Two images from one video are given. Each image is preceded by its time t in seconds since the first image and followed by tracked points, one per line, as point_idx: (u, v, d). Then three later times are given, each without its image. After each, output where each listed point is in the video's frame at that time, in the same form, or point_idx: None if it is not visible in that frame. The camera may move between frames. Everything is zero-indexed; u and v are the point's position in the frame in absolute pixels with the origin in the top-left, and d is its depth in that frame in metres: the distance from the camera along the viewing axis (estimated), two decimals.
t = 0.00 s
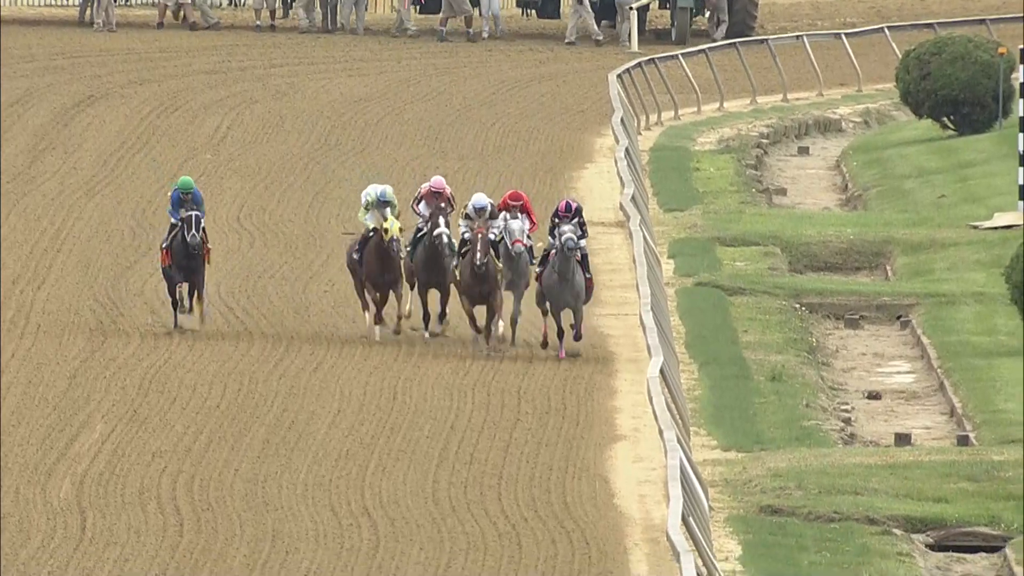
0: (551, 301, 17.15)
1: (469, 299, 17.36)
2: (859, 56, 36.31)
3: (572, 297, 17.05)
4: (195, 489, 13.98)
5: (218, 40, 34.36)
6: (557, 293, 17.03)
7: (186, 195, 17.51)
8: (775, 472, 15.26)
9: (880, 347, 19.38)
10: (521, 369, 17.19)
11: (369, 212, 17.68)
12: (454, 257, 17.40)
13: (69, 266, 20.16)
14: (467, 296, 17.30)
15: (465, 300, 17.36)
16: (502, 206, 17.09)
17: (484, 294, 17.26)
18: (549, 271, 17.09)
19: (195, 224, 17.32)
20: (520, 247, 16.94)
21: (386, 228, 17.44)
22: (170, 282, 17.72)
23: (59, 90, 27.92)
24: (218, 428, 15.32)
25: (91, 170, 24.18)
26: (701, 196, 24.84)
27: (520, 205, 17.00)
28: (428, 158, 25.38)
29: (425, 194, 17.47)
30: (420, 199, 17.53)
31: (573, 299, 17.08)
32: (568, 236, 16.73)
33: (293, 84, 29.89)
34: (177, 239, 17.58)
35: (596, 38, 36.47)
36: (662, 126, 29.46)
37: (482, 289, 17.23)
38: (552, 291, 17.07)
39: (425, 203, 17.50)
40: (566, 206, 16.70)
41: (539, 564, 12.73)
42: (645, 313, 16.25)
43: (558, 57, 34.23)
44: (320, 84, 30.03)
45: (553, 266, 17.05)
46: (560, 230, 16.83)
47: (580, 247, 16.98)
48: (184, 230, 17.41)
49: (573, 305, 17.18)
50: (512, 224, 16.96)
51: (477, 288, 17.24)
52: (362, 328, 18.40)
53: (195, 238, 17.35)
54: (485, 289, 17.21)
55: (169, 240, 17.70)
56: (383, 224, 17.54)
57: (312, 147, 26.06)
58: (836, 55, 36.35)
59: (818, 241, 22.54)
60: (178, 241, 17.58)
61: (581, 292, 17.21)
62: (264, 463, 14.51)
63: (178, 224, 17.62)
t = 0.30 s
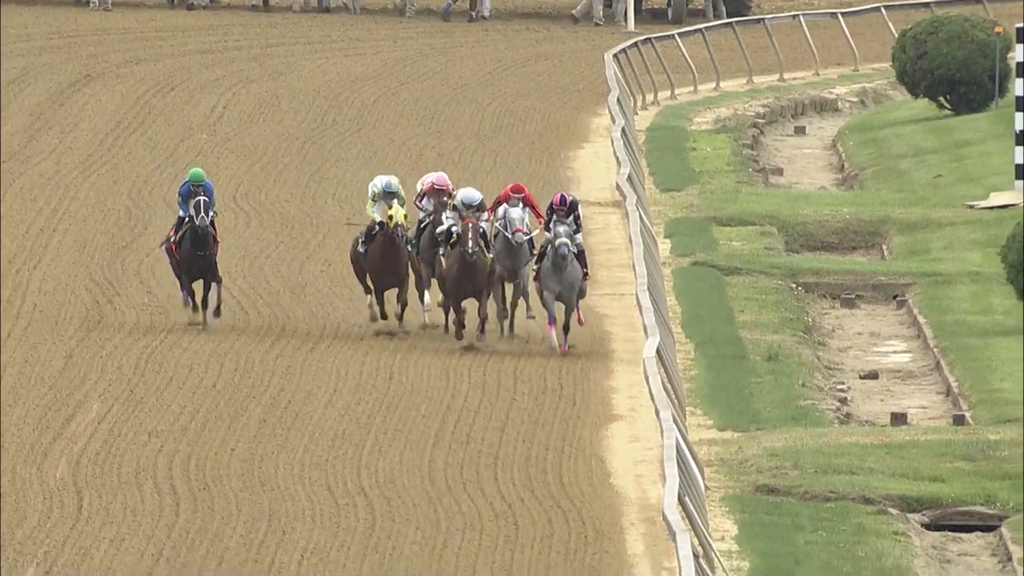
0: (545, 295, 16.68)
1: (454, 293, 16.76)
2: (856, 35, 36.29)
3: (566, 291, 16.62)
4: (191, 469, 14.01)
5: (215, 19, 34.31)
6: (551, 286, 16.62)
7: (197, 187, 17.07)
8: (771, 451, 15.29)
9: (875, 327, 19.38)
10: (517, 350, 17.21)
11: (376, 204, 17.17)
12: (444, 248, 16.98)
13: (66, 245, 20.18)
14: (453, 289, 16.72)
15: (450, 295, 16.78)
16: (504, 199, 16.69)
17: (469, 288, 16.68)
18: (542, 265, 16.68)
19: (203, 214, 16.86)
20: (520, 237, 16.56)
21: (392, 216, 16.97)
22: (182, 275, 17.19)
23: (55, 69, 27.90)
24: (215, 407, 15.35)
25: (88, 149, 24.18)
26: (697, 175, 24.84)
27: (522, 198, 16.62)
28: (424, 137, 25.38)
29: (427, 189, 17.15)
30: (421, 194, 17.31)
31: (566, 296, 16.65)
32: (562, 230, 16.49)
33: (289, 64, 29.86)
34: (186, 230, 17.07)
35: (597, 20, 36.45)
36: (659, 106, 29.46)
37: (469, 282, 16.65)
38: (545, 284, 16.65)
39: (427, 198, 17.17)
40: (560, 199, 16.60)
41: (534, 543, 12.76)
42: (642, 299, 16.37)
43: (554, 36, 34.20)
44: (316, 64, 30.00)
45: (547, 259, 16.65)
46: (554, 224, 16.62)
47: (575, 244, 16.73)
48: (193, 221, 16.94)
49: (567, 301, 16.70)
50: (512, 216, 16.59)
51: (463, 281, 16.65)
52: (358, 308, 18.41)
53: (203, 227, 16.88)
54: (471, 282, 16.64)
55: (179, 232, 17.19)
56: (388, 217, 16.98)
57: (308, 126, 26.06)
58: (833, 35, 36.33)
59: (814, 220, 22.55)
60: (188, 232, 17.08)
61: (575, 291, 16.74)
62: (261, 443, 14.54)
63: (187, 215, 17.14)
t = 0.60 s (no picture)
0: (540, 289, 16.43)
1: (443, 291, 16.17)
2: (856, 15, 36.26)
3: (561, 284, 16.31)
4: (190, 448, 14.02)
5: None
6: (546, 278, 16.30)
7: (207, 180, 16.45)
8: (770, 431, 15.29)
9: (874, 305, 19.37)
10: (516, 330, 17.20)
11: (380, 197, 16.62)
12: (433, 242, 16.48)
13: (64, 224, 20.17)
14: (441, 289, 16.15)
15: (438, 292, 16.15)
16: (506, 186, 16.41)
17: (457, 286, 16.07)
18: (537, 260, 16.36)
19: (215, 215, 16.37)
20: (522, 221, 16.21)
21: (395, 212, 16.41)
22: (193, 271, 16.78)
23: (54, 49, 27.86)
24: (214, 386, 15.36)
25: (86, 129, 24.15)
26: (695, 155, 24.82)
27: (524, 187, 16.32)
28: (423, 117, 25.35)
29: (429, 180, 16.64)
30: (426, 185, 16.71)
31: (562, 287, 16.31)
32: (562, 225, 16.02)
33: (288, 43, 29.82)
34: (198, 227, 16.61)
35: None
36: (658, 85, 29.43)
37: (458, 280, 16.03)
38: (540, 277, 16.34)
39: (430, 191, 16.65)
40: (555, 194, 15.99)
41: (533, 523, 12.77)
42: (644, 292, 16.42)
43: (553, 15, 34.15)
44: (314, 43, 29.96)
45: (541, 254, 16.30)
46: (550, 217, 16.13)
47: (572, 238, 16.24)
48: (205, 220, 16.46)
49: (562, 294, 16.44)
50: (514, 203, 16.30)
51: (452, 279, 16.03)
52: (357, 287, 18.40)
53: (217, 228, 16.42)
54: (460, 280, 16.02)
55: (190, 226, 16.71)
56: (393, 210, 16.45)
57: (307, 105, 26.03)
58: (832, 14, 36.29)
59: (813, 200, 22.54)
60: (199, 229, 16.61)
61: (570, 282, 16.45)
62: (260, 422, 14.55)
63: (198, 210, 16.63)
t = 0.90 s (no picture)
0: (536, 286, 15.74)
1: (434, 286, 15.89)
2: None
3: (557, 282, 15.64)
4: (189, 429, 14.03)
5: None
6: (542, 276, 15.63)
7: (216, 175, 16.11)
8: (769, 412, 15.31)
9: (874, 287, 19.36)
10: (515, 312, 17.21)
11: (383, 194, 16.43)
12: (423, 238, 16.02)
13: (64, 205, 20.17)
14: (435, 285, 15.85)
15: (431, 287, 15.88)
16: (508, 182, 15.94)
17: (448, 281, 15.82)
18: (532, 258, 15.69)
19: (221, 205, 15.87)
20: (525, 215, 15.75)
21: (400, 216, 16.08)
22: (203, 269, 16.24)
23: (53, 30, 27.82)
24: (213, 367, 15.37)
25: (85, 110, 24.13)
26: (695, 136, 24.81)
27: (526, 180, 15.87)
28: (422, 98, 25.33)
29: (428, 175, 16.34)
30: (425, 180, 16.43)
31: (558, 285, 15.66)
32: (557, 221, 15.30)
33: (287, 25, 29.78)
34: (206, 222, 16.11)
35: None
36: (657, 66, 29.41)
37: (449, 274, 15.79)
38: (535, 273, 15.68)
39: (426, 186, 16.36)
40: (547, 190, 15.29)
41: (533, 504, 12.78)
42: (644, 274, 16.45)
43: None
44: (314, 24, 29.92)
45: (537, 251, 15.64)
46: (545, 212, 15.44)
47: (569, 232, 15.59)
48: (212, 213, 15.95)
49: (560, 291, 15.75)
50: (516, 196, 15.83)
51: (445, 272, 15.79)
52: (357, 268, 18.40)
53: (223, 220, 15.87)
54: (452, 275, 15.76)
55: (200, 223, 16.24)
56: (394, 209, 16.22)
57: (306, 86, 26.01)
58: None
59: (813, 181, 22.54)
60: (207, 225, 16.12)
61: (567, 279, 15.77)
62: (260, 404, 14.56)
63: (207, 206, 16.17)
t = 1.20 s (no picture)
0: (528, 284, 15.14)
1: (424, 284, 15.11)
2: None
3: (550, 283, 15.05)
4: (188, 412, 14.04)
5: None
6: (534, 277, 15.04)
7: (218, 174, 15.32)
8: (768, 395, 15.33)
9: (872, 270, 19.36)
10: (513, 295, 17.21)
11: (382, 193, 15.60)
12: (414, 235, 15.15)
13: (62, 188, 20.18)
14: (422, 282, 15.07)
15: (421, 286, 15.11)
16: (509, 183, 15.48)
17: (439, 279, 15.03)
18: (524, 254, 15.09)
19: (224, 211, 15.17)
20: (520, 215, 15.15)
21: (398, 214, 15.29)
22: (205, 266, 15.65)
23: (51, 12, 27.78)
24: (211, 350, 15.37)
25: (84, 93, 24.11)
26: (693, 119, 24.80)
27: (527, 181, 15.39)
28: (420, 81, 25.31)
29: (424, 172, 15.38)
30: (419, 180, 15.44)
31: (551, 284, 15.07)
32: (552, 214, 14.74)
33: (286, 7, 29.73)
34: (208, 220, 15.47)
35: None
36: (655, 49, 29.39)
37: (440, 272, 15.00)
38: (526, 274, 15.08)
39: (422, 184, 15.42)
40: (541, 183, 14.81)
41: (531, 487, 12.79)
42: (643, 258, 16.54)
43: None
44: (312, 7, 29.88)
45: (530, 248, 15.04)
46: (537, 208, 14.91)
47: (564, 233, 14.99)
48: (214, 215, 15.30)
49: (553, 292, 15.17)
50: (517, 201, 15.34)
51: (436, 269, 15.00)
52: (355, 251, 18.39)
53: (226, 224, 15.21)
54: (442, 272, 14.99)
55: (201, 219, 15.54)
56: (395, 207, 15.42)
57: (305, 69, 25.99)
58: None
59: (811, 164, 22.54)
60: (208, 224, 15.44)
61: (562, 280, 15.19)
62: (258, 387, 14.56)
63: (209, 203, 15.45)
